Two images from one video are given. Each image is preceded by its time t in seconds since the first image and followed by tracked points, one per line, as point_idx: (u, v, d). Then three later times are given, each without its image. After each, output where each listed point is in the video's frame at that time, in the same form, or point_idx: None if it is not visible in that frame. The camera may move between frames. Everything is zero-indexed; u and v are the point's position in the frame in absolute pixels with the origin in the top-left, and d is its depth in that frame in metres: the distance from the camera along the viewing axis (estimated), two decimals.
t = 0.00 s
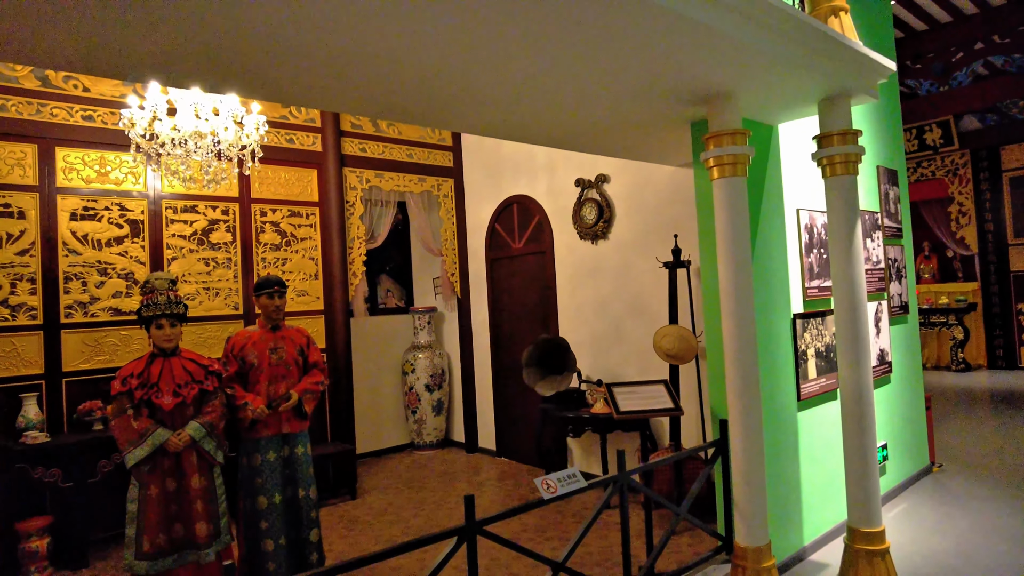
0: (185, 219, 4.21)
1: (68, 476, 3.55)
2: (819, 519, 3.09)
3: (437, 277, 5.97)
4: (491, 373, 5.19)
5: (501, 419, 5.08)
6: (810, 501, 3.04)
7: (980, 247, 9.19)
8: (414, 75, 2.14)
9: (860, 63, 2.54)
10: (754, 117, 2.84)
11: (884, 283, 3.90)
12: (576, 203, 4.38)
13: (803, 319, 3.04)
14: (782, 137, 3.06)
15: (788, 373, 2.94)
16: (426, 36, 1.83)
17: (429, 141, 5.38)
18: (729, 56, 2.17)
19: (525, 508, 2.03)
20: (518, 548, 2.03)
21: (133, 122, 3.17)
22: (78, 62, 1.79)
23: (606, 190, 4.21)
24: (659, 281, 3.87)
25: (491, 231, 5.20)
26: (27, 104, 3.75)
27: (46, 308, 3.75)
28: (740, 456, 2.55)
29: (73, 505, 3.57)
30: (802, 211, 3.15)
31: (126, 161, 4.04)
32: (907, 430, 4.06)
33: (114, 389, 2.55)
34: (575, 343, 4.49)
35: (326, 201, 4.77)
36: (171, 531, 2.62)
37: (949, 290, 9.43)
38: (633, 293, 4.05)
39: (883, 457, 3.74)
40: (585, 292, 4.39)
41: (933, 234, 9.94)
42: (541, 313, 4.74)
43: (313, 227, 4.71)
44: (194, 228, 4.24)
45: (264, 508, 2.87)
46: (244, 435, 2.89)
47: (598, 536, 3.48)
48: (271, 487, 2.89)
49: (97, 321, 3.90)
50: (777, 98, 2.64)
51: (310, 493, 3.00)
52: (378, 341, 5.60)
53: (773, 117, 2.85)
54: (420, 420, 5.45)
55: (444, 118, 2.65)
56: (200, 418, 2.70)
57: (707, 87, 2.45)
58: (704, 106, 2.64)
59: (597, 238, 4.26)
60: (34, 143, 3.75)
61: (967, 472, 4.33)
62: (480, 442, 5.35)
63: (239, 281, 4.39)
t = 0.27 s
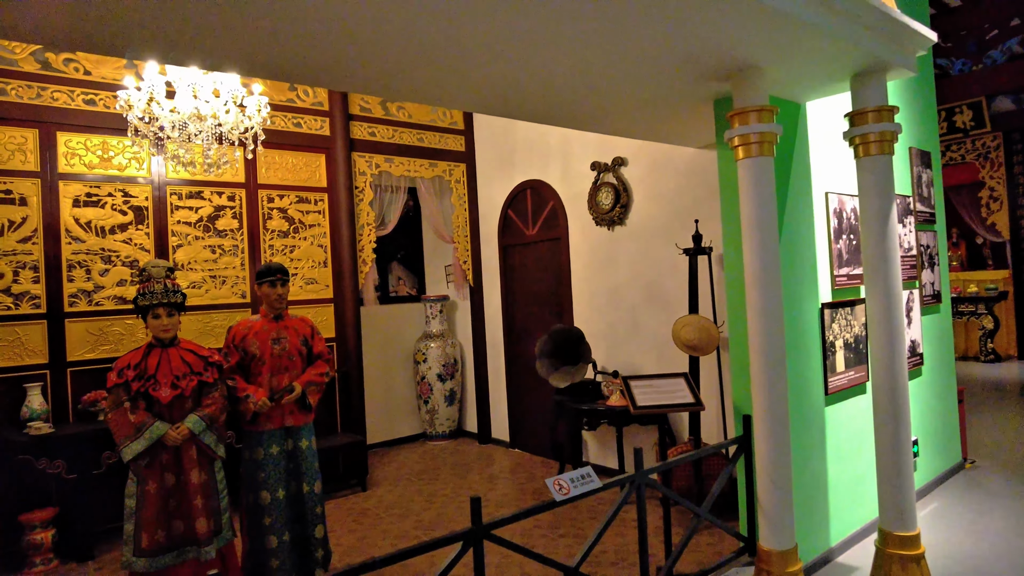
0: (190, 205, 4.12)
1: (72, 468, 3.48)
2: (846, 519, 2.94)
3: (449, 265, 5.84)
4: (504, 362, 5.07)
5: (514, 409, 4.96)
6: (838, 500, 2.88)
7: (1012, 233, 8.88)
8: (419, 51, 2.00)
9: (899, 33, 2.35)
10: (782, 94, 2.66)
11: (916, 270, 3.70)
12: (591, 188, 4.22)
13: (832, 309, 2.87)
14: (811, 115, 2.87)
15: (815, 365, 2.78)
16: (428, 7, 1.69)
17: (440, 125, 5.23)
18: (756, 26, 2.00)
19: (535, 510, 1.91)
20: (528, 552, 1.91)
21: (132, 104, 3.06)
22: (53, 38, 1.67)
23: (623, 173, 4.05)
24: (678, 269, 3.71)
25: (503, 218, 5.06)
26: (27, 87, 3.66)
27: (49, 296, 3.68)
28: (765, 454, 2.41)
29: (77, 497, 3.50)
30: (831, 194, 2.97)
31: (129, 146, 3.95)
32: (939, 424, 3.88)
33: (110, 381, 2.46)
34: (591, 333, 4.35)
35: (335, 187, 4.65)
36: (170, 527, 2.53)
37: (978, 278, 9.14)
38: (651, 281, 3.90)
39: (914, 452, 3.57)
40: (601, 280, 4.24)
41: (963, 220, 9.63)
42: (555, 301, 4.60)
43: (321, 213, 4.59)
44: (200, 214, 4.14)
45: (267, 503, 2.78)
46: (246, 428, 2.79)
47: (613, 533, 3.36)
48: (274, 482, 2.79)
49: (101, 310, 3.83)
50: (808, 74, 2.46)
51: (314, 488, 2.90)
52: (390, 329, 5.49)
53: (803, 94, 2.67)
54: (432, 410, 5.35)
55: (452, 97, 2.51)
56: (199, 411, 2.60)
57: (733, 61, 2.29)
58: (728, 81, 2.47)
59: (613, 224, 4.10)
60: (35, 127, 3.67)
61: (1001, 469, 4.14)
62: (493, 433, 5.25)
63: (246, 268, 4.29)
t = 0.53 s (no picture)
0: (207, 192, 4.06)
1: (89, 456, 3.44)
2: (883, 519, 2.79)
3: (470, 252, 5.74)
4: (525, 352, 4.96)
5: (536, 400, 4.86)
6: (875, 499, 2.74)
7: None
8: (434, 25, 1.90)
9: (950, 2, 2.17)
10: (821, 70, 2.50)
11: (959, 259, 3.51)
12: (615, 173, 4.08)
13: (870, 298, 2.71)
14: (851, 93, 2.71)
15: (853, 358, 2.63)
16: None
17: (460, 110, 5.12)
18: None
19: (556, 510, 1.81)
20: (548, 554, 1.81)
21: (142, 88, 3.00)
22: (50, 11, 1.59)
23: (649, 157, 3.91)
24: (706, 256, 3.57)
25: (525, 204, 4.94)
26: (43, 73, 3.62)
27: (67, 283, 3.66)
28: (799, 451, 2.28)
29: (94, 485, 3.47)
30: (871, 177, 2.80)
31: (146, 132, 3.90)
32: (981, 420, 3.70)
33: (121, 370, 2.41)
34: (614, 322, 4.23)
35: (353, 174, 4.57)
36: (183, 518, 2.48)
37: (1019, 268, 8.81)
38: (677, 269, 3.76)
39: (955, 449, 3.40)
40: (625, 267, 4.10)
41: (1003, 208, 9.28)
42: (578, 290, 4.48)
43: (339, 200, 4.52)
44: (216, 201, 4.09)
45: (282, 495, 2.71)
46: (260, 418, 2.72)
47: (637, 529, 3.25)
48: (288, 474, 2.72)
49: (119, 297, 3.80)
50: (849, 49, 2.31)
51: (329, 481, 2.82)
52: (409, 318, 5.42)
53: (843, 70, 2.50)
54: (452, 400, 5.27)
55: (470, 76, 2.40)
56: (212, 401, 2.54)
57: (768, 34, 2.14)
58: (763, 56, 2.32)
59: (638, 210, 3.96)
60: (51, 113, 3.64)
61: None
62: (514, 423, 5.16)
63: (263, 256, 4.23)
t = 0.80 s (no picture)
0: (228, 175, 4.01)
1: (112, 441, 3.43)
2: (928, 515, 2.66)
3: (493, 238, 5.64)
4: (549, 339, 4.87)
5: (561, 388, 4.77)
6: (919, 495, 2.60)
7: None
8: None
9: None
10: (870, 40, 2.35)
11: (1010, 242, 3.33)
12: (645, 154, 3.94)
13: (917, 284, 2.56)
14: (900, 65, 2.55)
15: (898, 346, 2.49)
16: None
17: (484, 91, 5.01)
18: None
19: (585, 505, 1.72)
20: (577, 550, 1.73)
21: (161, 67, 2.94)
22: None
23: (680, 138, 3.78)
24: (740, 240, 3.44)
25: (550, 188, 4.82)
26: (63, 55, 3.59)
27: (89, 267, 3.64)
28: (842, 444, 2.16)
29: (117, 469, 3.46)
30: (919, 155, 2.64)
31: (167, 114, 3.86)
32: None
33: (139, 354, 2.37)
34: (642, 309, 4.11)
35: (375, 157, 4.49)
36: (202, 505, 2.44)
37: None
38: (709, 253, 3.63)
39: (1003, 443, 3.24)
40: (655, 252, 3.98)
41: None
42: (604, 275, 4.36)
43: (362, 184, 4.44)
44: (238, 184, 4.04)
45: (302, 483, 2.65)
46: (280, 404, 2.67)
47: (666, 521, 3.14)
48: (309, 461, 2.66)
49: (141, 282, 3.77)
50: (902, 16, 2.15)
51: (351, 468, 2.75)
52: (432, 304, 5.35)
53: (893, 40, 2.35)
54: (475, 387, 5.20)
55: (497, 49, 2.29)
56: (231, 386, 2.48)
57: None
58: (808, 24, 2.18)
59: (668, 193, 3.83)
60: (72, 95, 3.60)
61: None
62: (538, 411, 5.07)
63: (285, 240, 4.18)
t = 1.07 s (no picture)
0: (244, 158, 3.92)
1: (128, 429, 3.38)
2: (975, 518, 2.52)
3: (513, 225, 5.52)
4: (571, 328, 4.75)
5: (583, 378, 4.65)
6: (966, 497, 2.46)
7: None
8: None
9: None
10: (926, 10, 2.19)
11: None
12: (674, 136, 3.80)
13: (968, 273, 2.40)
14: (955, 38, 2.37)
15: (948, 339, 2.34)
16: None
17: (505, 73, 4.87)
18: None
19: (617, 509, 1.62)
20: (608, 555, 1.63)
21: (174, 45, 2.84)
22: None
23: (711, 119, 3.64)
24: (775, 225, 3.31)
25: (573, 172, 4.68)
26: (76, 35, 3.50)
27: (104, 252, 3.58)
28: (889, 445, 2.03)
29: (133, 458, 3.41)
30: (972, 135, 2.46)
31: (182, 96, 3.77)
32: None
33: (151, 342, 2.29)
34: (669, 297, 3.98)
35: (393, 140, 4.38)
36: (216, 498, 2.37)
37: None
38: (741, 240, 3.49)
39: None
40: (682, 238, 3.84)
41: None
42: (629, 263, 4.23)
43: (379, 168, 4.34)
44: (254, 168, 3.95)
45: (319, 476, 2.57)
46: (296, 394, 2.58)
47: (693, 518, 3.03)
48: (325, 453, 2.57)
49: (156, 268, 3.70)
50: None
51: (369, 462, 2.65)
52: (451, 292, 5.24)
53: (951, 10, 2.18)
54: (495, 376, 5.10)
55: (523, 21, 2.16)
56: (245, 375, 2.40)
57: None
58: None
59: (698, 175, 3.69)
60: (86, 77, 3.52)
61: None
62: (558, 402, 4.96)
63: (302, 226, 4.09)
